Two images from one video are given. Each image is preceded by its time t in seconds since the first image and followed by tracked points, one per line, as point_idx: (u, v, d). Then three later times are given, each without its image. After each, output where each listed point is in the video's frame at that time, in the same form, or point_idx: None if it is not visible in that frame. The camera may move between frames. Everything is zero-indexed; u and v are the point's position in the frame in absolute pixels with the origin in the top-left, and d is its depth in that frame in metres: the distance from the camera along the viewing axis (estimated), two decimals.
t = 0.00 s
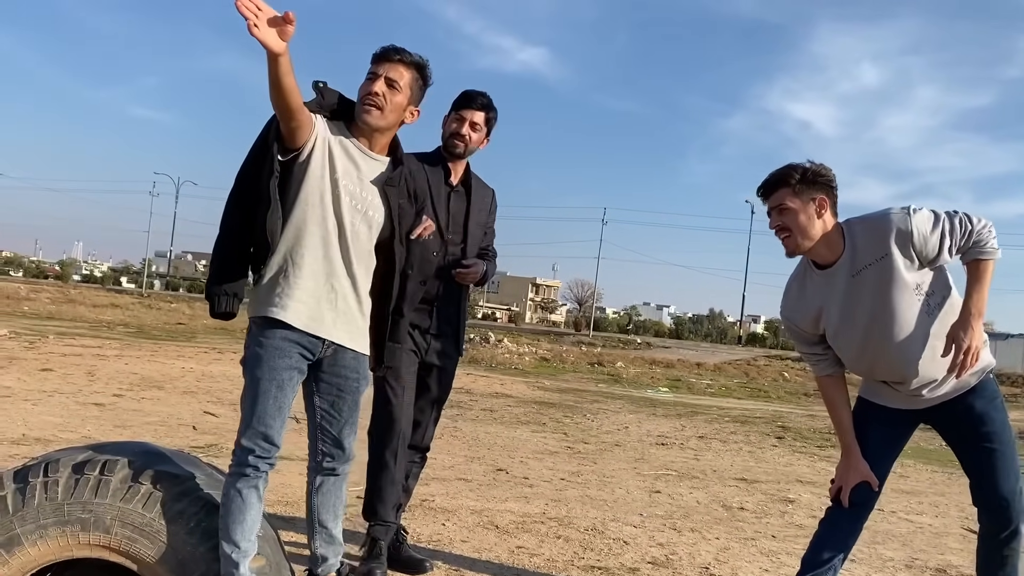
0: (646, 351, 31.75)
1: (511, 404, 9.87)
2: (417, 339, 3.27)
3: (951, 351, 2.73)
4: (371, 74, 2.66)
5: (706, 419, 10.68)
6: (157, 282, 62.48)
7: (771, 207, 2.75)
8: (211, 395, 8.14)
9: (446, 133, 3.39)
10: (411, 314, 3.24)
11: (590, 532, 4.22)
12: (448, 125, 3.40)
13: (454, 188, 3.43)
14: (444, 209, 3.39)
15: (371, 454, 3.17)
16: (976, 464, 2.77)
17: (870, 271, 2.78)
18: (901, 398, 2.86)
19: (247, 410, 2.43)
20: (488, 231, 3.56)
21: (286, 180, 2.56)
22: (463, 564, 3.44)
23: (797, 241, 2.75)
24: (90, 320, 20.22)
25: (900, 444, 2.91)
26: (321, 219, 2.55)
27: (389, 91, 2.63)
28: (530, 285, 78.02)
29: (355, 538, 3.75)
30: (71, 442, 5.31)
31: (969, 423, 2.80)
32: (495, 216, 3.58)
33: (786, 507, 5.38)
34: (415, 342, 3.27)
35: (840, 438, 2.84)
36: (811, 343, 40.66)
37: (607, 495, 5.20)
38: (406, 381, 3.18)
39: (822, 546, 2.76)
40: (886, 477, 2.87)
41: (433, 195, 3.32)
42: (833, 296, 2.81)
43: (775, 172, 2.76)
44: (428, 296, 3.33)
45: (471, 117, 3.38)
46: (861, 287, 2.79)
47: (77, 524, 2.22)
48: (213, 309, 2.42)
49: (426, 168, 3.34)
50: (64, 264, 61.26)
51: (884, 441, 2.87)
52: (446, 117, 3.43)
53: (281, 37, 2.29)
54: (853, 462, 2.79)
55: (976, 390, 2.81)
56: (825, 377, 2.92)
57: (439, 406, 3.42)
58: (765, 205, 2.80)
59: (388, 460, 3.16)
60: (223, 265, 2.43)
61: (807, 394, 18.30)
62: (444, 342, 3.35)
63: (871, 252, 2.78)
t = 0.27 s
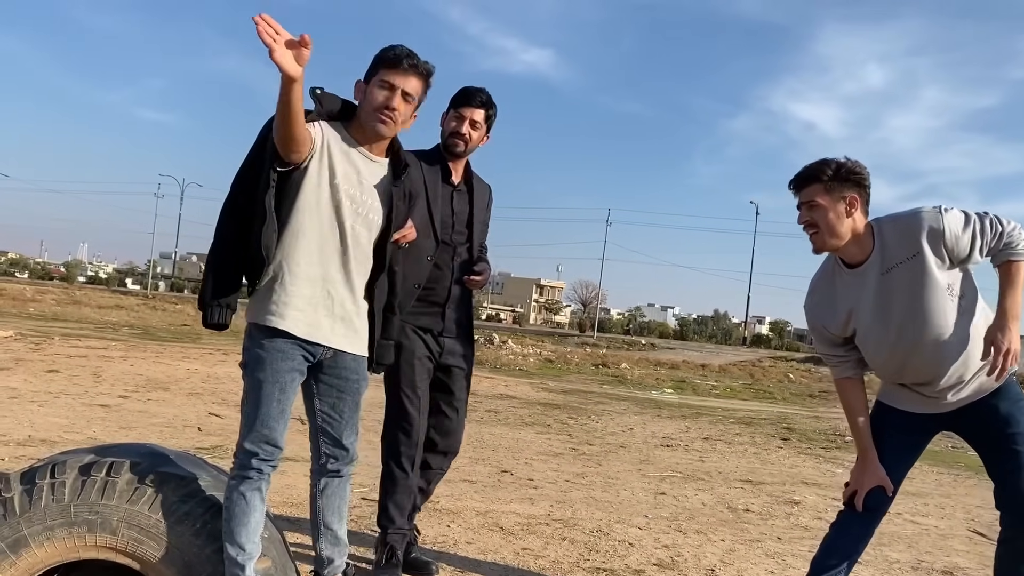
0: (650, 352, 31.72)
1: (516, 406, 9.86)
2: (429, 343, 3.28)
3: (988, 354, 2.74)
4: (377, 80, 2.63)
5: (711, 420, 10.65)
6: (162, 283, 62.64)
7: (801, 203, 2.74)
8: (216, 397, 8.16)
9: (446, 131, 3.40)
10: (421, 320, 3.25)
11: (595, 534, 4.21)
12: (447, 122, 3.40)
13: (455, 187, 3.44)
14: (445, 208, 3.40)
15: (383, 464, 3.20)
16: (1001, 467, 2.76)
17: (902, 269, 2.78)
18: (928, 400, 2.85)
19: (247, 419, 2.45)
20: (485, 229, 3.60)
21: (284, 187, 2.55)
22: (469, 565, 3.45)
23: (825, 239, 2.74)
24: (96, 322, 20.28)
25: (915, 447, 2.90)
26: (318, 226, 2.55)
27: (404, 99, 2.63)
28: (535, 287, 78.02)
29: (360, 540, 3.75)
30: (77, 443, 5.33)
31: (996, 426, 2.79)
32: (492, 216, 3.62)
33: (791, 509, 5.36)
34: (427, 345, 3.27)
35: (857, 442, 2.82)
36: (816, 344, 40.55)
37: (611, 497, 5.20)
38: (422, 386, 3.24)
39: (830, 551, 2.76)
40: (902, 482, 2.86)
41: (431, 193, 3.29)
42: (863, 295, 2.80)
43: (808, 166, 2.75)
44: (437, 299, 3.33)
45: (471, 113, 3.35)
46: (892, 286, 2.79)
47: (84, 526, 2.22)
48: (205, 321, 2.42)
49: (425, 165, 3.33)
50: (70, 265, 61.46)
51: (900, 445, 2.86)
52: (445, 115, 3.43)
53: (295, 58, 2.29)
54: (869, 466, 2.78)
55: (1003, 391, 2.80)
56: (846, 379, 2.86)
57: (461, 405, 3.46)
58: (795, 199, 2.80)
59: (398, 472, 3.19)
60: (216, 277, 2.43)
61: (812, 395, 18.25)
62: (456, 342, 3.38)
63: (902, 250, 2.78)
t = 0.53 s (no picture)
0: (654, 352, 31.71)
1: (519, 406, 9.86)
2: (440, 343, 3.30)
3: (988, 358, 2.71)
4: (400, 99, 2.65)
5: (715, 421, 10.65)
6: (166, 284, 62.74)
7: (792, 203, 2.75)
8: (220, 397, 8.17)
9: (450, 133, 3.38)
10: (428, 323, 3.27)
11: (599, 534, 4.21)
12: (449, 122, 3.38)
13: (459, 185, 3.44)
14: (448, 208, 3.38)
15: (388, 470, 3.20)
16: (1003, 468, 2.76)
17: (899, 270, 2.76)
18: (927, 401, 2.83)
19: (260, 422, 2.48)
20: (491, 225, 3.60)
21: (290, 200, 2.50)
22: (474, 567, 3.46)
23: (817, 240, 2.75)
24: (100, 322, 20.31)
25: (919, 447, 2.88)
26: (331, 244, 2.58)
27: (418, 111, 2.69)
28: (538, 287, 78.02)
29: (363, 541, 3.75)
30: (82, 444, 5.34)
31: (996, 425, 2.77)
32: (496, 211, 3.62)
33: (795, 510, 5.36)
34: (437, 347, 3.29)
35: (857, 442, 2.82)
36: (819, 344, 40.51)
37: (615, 497, 5.19)
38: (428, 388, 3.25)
39: (834, 552, 2.75)
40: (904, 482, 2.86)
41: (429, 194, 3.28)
42: (861, 298, 2.78)
43: (800, 168, 2.75)
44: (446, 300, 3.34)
45: (473, 111, 3.31)
46: (889, 287, 2.77)
47: (90, 527, 2.23)
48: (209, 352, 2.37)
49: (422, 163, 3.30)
50: (74, 266, 61.60)
51: (902, 446, 2.85)
52: (447, 114, 3.41)
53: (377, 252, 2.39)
54: (870, 468, 2.77)
55: (1004, 392, 2.79)
56: (845, 381, 2.85)
57: (486, 403, 3.42)
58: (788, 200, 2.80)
59: (403, 476, 3.18)
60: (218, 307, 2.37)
61: (816, 395, 18.23)
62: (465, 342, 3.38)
63: (898, 251, 2.76)
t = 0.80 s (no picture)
0: (656, 352, 31.71)
1: (521, 405, 9.86)
2: (446, 344, 3.29)
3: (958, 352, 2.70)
4: (411, 100, 2.68)
5: (717, 420, 10.64)
6: (168, 283, 62.77)
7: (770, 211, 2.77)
8: (222, 396, 8.17)
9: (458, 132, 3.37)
10: (432, 322, 3.27)
11: (601, 533, 4.21)
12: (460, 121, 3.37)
13: (471, 185, 3.41)
14: (459, 207, 3.36)
15: (393, 469, 3.21)
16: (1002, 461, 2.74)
17: (878, 273, 2.75)
18: (912, 398, 2.85)
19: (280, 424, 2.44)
20: (508, 226, 3.55)
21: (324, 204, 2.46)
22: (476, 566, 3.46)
23: (797, 246, 2.76)
24: (102, 322, 20.32)
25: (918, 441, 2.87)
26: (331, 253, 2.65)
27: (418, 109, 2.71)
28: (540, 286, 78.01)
29: (365, 540, 3.76)
30: (84, 443, 5.35)
31: (990, 415, 2.76)
32: (513, 211, 3.57)
33: (798, 509, 5.35)
34: (442, 347, 3.28)
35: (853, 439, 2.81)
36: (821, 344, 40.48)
37: (617, 496, 5.19)
38: (434, 389, 3.25)
39: (835, 549, 2.75)
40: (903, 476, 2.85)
41: (437, 194, 3.27)
42: (843, 301, 2.78)
43: (776, 175, 2.76)
44: (453, 299, 3.33)
45: (488, 111, 3.31)
46: (869, 289, 2.76)
47: (91, 526, 2.23)
48: (266, 363, 2.26)
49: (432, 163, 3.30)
50: (76, 265, 61.66)
51: (899, 441, 2.84)
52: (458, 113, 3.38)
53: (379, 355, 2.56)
54: (868, 464, 2.77)
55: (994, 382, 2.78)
56: (836, 379, 2.90)
57: (482, 407, 3.38)
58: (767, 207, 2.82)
59: (407, 476, 3.18)
60: (275, 315, 2.27)
61: (817, 395, 18.23)
62: (471, 342, 3.36)
63: (879, 253, 2.74)
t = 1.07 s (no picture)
0: (656, 350, 31.69)
1: (522, 404, 9.86)
2: (456, 343, 3.28)
3: (976, 348, 2.68)
4: (407, 95, 2.68)
5: (717, 419, 10.64)
6: (168, 282, 62.81)
7: (804, 196, 2.74)
8: (223, 394, 8.18)
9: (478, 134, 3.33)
10: (441, 320, 3.26)
11: (601, 531, 4.21)
12: (478, 123, 3.31)
13: (485, 184, 3.41)
14: (473, 206, 3.37)
15: (399, 466, 3.22)
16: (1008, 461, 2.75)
17: (906, 266, 2.75)
18: (924, 396, 2.84)
19: (294, 425, 2.47)
20: (523, 226, 3.54)
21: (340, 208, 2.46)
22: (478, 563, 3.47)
23: (829, 234, 2.74)
24: (103, 320, 20.33)
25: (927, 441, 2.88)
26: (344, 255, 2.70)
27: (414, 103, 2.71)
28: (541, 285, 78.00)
29: (366, 538, 3.76)
30: (85, 441, 5.35)
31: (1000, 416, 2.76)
32: (529, 211, 3.56)
33: (798, 507, 5.35)
34: (453, 347, 3.27)
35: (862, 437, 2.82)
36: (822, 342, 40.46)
37: (618, 494, 5.20)
38: (444, 388, 3.25)
39: (842, 548, 2.73)
40: (909, 476, 2.84)
41: (450, 193, 3.31)
42: (869, 293, 2.77)
43: (811, 161, 2.74)
44: (464, 298, 3.30)
45: (506, 114, 3.27)
46: (897, 282, 2.75)
47: (93, 523, 2.23)
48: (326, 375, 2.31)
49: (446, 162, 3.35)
50: (77, 264, 61.68)
51: (908, 441, 2.85)
52: (474, 114, 3.33)
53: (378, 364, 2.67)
54: (874, 463, 2.76)
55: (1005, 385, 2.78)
56: (851, 374, 2.86)
57: (487, 407, 3.37)
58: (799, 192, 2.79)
59: (412, 473, 3.20)
60: (325, 329, 2.29)
61: (818, 393, 18.22)
62: (482, 342, 3.33)
63: (909, 245, 2.74)
